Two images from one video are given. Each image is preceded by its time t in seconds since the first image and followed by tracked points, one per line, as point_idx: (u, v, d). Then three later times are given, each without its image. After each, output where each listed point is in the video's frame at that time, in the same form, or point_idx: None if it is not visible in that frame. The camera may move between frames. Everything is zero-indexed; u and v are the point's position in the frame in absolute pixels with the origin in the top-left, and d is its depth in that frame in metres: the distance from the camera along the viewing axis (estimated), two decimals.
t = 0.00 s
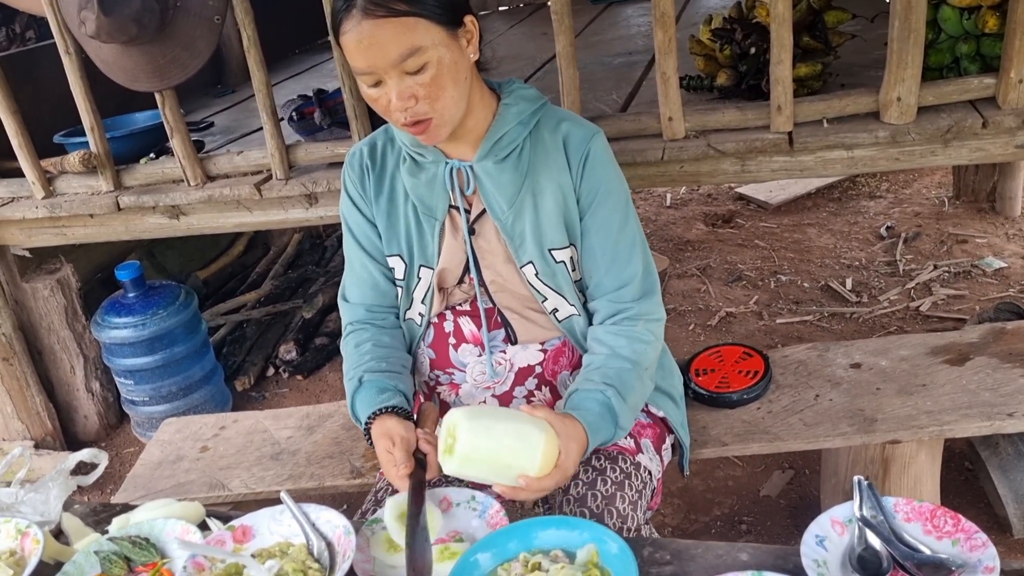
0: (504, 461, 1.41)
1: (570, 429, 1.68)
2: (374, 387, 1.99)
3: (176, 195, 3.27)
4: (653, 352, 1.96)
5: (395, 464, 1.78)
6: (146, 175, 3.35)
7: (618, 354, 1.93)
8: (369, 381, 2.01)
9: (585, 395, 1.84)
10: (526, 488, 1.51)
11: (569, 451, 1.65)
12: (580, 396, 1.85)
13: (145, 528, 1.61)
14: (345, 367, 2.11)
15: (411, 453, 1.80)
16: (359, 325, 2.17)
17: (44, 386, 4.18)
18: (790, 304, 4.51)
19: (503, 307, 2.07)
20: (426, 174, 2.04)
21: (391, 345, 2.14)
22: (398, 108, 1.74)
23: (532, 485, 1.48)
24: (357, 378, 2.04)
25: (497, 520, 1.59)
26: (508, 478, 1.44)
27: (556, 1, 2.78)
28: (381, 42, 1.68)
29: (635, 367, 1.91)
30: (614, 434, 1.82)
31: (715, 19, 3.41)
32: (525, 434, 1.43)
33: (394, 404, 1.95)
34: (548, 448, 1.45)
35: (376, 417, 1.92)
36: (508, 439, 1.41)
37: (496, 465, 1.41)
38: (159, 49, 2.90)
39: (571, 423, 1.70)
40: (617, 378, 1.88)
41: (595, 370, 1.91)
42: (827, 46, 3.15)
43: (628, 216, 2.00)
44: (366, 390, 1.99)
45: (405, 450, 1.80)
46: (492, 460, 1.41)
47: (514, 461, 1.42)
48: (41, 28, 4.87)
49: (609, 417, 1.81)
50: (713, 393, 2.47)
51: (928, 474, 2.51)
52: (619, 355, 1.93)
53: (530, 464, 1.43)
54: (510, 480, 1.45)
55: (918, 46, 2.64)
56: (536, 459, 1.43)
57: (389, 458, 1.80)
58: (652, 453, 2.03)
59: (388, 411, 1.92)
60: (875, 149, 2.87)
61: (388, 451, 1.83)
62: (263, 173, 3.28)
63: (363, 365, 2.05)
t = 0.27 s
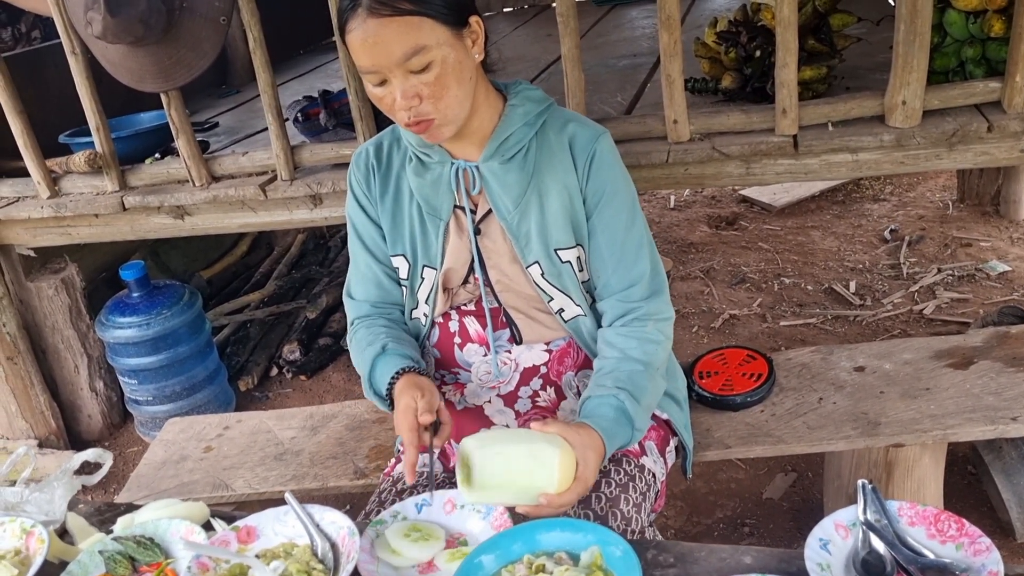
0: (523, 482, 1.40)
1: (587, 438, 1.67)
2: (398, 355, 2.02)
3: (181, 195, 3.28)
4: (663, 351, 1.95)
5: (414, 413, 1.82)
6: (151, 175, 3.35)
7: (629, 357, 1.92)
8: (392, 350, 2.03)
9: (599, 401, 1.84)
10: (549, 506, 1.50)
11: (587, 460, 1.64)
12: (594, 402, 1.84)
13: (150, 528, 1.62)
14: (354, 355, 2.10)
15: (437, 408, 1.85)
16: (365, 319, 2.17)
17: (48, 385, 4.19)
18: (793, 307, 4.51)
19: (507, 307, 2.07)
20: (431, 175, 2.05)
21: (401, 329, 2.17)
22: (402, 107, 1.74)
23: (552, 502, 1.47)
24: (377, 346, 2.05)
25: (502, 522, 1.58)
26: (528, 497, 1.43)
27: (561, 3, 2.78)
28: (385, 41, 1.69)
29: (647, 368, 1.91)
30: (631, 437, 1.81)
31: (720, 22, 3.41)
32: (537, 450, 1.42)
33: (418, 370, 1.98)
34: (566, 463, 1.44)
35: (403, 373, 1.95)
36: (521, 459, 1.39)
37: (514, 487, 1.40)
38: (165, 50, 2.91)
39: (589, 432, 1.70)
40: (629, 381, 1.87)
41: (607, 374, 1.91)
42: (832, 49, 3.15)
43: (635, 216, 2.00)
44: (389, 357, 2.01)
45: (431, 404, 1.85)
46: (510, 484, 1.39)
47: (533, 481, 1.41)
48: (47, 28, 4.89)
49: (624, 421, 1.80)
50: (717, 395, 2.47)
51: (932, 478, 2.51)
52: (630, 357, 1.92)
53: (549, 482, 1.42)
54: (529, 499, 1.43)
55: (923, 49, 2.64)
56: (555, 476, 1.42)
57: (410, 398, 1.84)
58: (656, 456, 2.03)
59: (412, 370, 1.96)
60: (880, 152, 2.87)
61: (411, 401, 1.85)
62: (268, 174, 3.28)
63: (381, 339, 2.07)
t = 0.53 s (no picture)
0: (509, 469, 1.41)
1: (582, 431, 1.67)
2: (410, 342, 2.05)
3: (183, 195, 3.28)
4: (664, 350, 1.95)
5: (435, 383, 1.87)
6: (153, 174, 3.36)
7: (629, 353, 1.92)
8: (404, 338, 2.06)
9: (598, 395, 1.84)
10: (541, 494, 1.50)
11: (582, 452, 1.63)
12: (592, 396, 1.84)
13: (148, 527, 1.62)
14: (359, 347, 2.10)
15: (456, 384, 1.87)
16: (366, 314, 2.17)
17: (49, 383, 4.19)
18: (794, 309, 4.50)
19: (508, 307, 2.07)
20: (433, 173, 2.05)
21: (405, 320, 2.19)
22: (404, 107, 1.74)
23: (542, 490, 1.46)
24: (389, 334, 2.07)
25: (500, 523, 1.58)
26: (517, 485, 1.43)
27: (563, 4, 2.78)
28: (388, 41, 1.69)
29: (648, 365, 1.91)
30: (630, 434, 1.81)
31: (722, 24, 3.41)
32: (528, 440, 1.42)
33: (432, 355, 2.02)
34: (554, 451, 1.43)
35: (419, 357, 1.98)
36: (508, 447, 1.40)
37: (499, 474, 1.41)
38: (167, 50, 2.91)
39: (586, 425, 1.70)
40: (627, 378, 1.87)
41: (606, 370, 1.91)
42: (834, 52, 3.15)
43: (636, 216, 2.00)
44: (402, 344, 2.04)
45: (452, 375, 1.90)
46: (494, 471, 1.40)
47: (519, 468, 1.41)
48: (50, 28, 4.90)
49: (622, 415, 1.81)
50: (717, 397, 2.47)
51: (932, 481, 2.51)
52: (629, 354, 1.92)
53: (536, 469, 1.41)
54: (519, 487, 1.43)
55: (925, 53, 2.64)
56: (541, 463, 1.41)
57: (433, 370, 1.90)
58: (656, 458, 2.03)
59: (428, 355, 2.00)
60: (882, 155, 2.87)
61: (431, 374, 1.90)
62: (269, 174, 3.28)
63: (389, 328, 2.09)
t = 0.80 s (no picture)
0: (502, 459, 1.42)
1: (575, 425, 1.68)
2: (408, 357, 2.03)
3: (186, 195, 3.28)
4: (662, 353, 1.95)
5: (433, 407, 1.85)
6: (156, 175, 3.36)
7: (627, 355, 1.93)
8: (402, 352, 2.04)
9: (592, 393, 1.84)
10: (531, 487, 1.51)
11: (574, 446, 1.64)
12: (588, 394, 1.85)
13: (150, 528, 1.62)
14: (359, 355, 2.10)
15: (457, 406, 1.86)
16: (369, 318, 2.17)
17: (51, 383, 4.20)
18: (796, 313, 4.50)
19: (509, 309, 2.07)
20: (435, 175, 2.05)
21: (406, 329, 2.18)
22: (408, 111, 1.74)
23: (532, 483, 1.47)
24: (388, 347, 2.05)
25: (501, 526, 1.57)
26: (508, 477, 1.43)
27: (566, 7, 2.78)
28: (391, 45, 1.69)
29: (645, 366, 1.91)
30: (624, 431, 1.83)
31: (726, 27, 3.41)
32: (519, 431, 1.45)
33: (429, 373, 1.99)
34: (543, 444, 1.46)
35: (416, 376, 1.96)
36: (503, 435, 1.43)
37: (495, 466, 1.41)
38: (171, 51, 2.92)
39: (578, 419, 1.71)
40: (624, 377, 1.87)
41: (603, 369, 1.91)
42: (838, 56, 3.15)
43: (637, 220, 2.00)
44: (399, 359, 2.02)
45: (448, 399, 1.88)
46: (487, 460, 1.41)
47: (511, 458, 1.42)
48: (54, 28, 4.90)
49: (618, 415, 1.81)
50: (719, 401, 2.47)
51: (934, 486, 2.50)
52: (627, 355, 1.92)
53: (527, 459, 1.43)
54: (510, 480, 1.44)
55: (929, 57, 2.64)
56: (531, 453, 1.43)
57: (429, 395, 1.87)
58: (657, 461, 2.03)
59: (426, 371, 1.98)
60: (885, 159, 2.87)
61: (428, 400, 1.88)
62: (272, 175, 3.29)
63: (389, 339, 2.08)
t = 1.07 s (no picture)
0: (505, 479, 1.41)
1: (577, 439, 1.68)
2: (402, 369, 2.01)
3: (186, 195, 3.28)
4: (661, 357, 1.94)
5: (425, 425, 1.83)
6: (155, 174, 3.36)
7: (627, 360, 1.92)
8: (396, 364, 2.03)
9: (594, 404, 1.83)
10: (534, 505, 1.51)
11: (578, 461, 1.64)
12: (589, 405, 1.84)
13: (147, 529, 1.61)
14: (357, 362, 2.10)
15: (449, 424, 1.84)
16: (368, 322, 2.17)
17: (51, 382, 4.19)
18: (797, 314, 4.49)
19: (508, 311, 2.06)
20: (433, 178, 2.04)
21: (403, 338, 2.16)
22: (406, 113, 1.74)
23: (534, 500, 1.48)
24: (382, 358, 2.04)
25: (500, 528, 1.57)
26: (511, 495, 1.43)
27: (567, 7, 2.78)
28: (390, 47, 1.68)
29: (646, 371, 1.90)
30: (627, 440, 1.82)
31: (727, 27, 3.40)
32: (522, 452, 1.42)
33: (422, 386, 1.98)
34: (546, 461, 1.45)
35: (409, 392, 1.94)
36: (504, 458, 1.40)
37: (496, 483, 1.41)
38: (171, 50, 2.91)
39: (580, 432, 1.70)
40: (622, 384, 1.87)
41: (602, 377, 1.90)
42: (840, 56, 3.14)
43: (635, 222, 1.99)
44: (393, 371, 2.01)
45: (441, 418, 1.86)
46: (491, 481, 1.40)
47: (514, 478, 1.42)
48: (55, 27, 4.90)
49: (620, 423, 1.81)
50: (719, 402, 2.46)
51: (935, 489, 2.49)
52: (626, 361, 1.92)
53: (530, 479, 1.43)
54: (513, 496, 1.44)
55: (931, 58, 2.63)
56: (534, 473, 1.43)
57: (422, 413, 1.85)
58: (655, 463, 2.02)
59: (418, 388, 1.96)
60: (887, 160, 2.86)
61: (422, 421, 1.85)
62: (272, 174, 3.28)
63: (384, 350, 2.06)
